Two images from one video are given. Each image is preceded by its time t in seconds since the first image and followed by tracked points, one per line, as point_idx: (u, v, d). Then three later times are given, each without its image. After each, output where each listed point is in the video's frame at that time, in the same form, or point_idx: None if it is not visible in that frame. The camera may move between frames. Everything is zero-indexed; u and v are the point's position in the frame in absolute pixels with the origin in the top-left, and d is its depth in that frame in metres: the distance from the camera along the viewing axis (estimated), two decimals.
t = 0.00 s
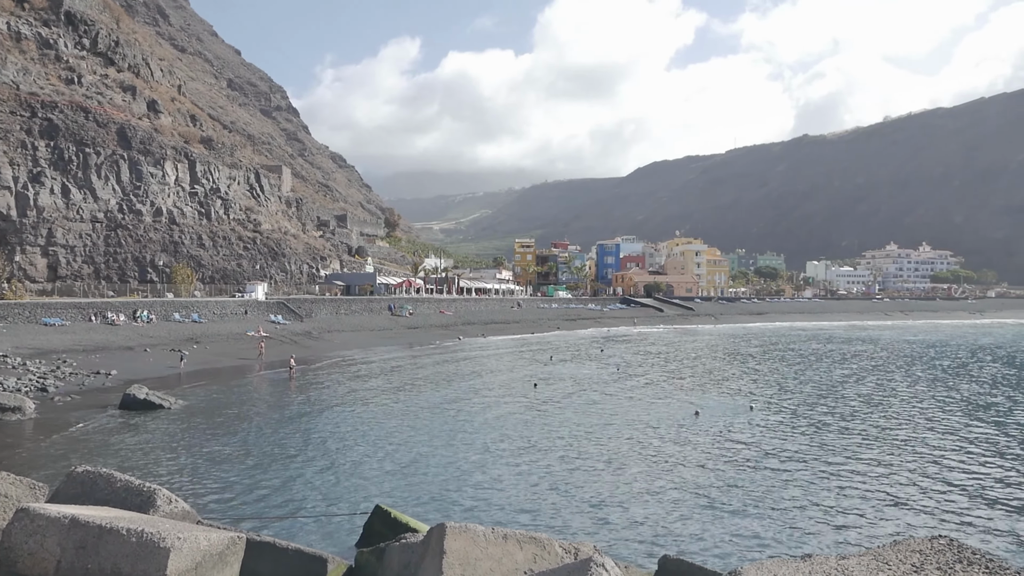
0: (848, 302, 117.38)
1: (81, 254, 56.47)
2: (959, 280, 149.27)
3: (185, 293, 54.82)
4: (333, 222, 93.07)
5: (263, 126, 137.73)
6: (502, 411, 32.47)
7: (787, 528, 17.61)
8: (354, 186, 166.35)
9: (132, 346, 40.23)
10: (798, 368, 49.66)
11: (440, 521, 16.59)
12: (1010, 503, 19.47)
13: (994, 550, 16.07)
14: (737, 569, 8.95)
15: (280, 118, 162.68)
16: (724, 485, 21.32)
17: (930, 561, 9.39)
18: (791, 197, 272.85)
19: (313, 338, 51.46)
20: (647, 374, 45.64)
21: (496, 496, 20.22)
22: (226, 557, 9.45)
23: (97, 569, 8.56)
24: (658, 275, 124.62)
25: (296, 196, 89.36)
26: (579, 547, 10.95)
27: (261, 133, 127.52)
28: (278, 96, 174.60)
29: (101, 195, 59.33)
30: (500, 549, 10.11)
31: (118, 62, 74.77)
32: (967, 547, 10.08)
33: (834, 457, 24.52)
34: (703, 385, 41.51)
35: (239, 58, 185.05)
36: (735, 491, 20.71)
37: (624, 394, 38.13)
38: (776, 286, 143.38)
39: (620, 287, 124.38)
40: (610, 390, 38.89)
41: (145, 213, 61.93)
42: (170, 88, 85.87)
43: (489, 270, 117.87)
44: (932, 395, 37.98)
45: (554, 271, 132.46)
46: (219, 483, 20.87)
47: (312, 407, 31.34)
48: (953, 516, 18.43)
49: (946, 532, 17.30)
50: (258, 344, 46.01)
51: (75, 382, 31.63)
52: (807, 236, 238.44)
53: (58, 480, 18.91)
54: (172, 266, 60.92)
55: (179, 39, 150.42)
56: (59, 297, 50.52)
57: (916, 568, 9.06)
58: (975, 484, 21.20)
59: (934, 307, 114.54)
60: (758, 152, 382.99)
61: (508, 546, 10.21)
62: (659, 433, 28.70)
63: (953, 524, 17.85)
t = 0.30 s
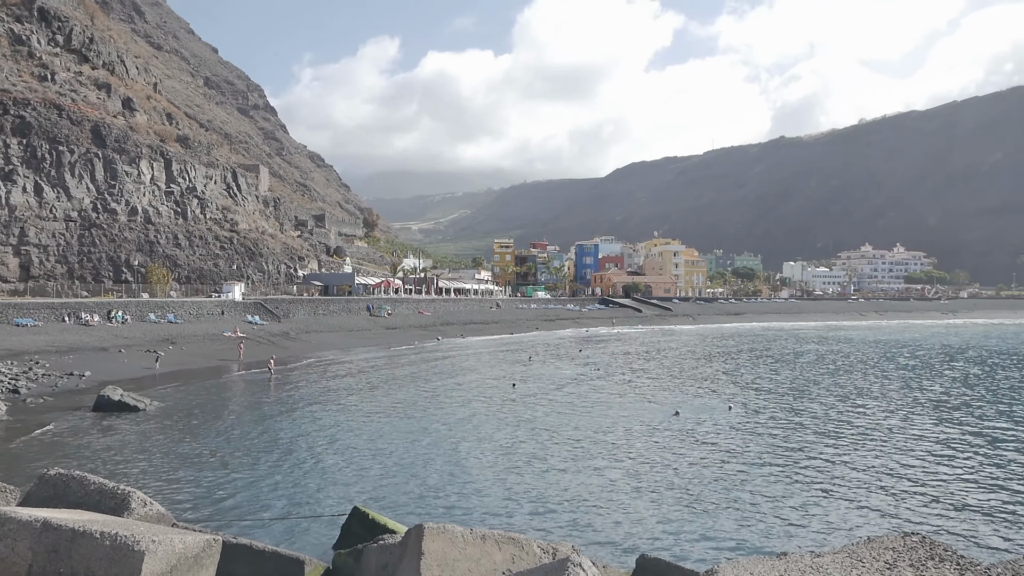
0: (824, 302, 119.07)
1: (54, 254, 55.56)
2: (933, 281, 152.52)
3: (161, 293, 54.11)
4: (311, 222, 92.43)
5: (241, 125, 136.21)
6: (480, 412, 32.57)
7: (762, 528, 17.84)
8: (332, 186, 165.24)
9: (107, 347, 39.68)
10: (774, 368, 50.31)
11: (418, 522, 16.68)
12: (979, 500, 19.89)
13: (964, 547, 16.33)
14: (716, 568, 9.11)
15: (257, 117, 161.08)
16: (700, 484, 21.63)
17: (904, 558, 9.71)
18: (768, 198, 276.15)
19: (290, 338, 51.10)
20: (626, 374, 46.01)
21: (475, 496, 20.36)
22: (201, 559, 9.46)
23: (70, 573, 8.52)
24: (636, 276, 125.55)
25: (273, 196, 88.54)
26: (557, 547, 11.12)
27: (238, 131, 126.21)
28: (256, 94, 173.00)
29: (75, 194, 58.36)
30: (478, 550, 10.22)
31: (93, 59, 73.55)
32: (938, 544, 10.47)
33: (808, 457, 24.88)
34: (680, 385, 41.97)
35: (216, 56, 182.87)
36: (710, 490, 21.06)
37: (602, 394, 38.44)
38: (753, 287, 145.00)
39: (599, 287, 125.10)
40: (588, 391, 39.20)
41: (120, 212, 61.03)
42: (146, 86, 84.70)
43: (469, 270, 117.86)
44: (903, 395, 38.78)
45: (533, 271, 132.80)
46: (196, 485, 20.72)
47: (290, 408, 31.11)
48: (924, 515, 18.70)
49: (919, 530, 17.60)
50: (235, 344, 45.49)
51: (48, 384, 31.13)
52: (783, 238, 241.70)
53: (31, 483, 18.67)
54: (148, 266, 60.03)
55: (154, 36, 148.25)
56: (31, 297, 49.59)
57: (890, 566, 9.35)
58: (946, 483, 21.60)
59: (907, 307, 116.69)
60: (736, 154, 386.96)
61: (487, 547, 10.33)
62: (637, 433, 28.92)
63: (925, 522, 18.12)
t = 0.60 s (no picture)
0: (799, 302, 120.89)
1: (25, 254, 54.69)
2: (905, 281, 156.65)
3: (135, 294, 53.37)
4: (288, 222, 91.74)
5: (216, 124, 134.65)
6: (458, 412, 32.67)
7: (737, 526, 18.17)
8: (308, 186, 163.98)
9: (80, 348, 39.13)
10: (748, 368, 51.11)
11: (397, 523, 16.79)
12: (950, 497, 20.43)
13: (937, 543, 16.75)
14: (694, 567, 9.35)
15: (233, 116, 159.32)
16: (675, 483, 21.98)
17: (877, 555, 10.09)
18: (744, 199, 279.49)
19: (267, 339, 50.75)
20: (603, 374, 46.40)
21: (453, 496, 20.51)
22: (176, 563, 9.53)
23: None
24: (614, 276, 126.46)
25: (249, 196, 87.69)
26: (536, 547, 11.33)
27: (213, 131, 124.75)
28: (232, 93, 171.12)
29: (47, 193, 57.38)
30: (456, 551, 10.37)
31: (65, 57, 72.27)
32: (910, 542, 10.91)
33: (783, 455, 25.34)
34: (656, 384, 42.54)
35: (191, 55, 180.57)
36: (686, 489, 21.40)
37: (580, 394, 38.76)
38: (730, 287, 146.59)
39: (576, 287, 125.79)
40: (566, 391, 39.51)
41: (93, 212, 60.08)
42: (119, 84, 83.45)
43: (447, 271, 117.79)
44: (872, 393, 39.69)
45: (511, 271, 133.05)
46: (171, 488, 20.60)
47: (266, 410, 30.98)
48: (899, 511, 19.16)
49: (894, 527, 18.02)
50: (210, 346, 45.07)
51: (19, 386, 30.64)
52: (758, 238, 245.06)
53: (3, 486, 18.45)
54: (121, 266, 59.11)
55: (128, 34, 145.97)
56: None
57: (863, 562, 9.69)
58: (916, 480, 22.17)
59: (879, 307, 118.95)
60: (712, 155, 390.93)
61: (465, 548, 10.49)
62: (613, 433, 29.26)
63: (898, 519, 18.58)
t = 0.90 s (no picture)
0: (774, 302, 122.69)
1: None
2: (878, 280, 160.66)
3: (107, 295, 52.55)
4: (263, 222, 90.84)
5: (190, 122, 132.94)
6: (436, 413, 32.72)
7: (711, 526, 18.42)
8: (284, 185, 162.46)
9: (50, 350, 38.44)
10: (723, 367, 51.77)
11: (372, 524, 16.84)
12: (921, 494, 20.91)
13: (908, 539, 17.14)
14: (669, 565, 9.44)
15: (207, 115, 157.31)
16: (651, 483, 22.25)
17: (849, 551, 10.33)
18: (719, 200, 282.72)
19: (242, 340, 50.23)
20: (580, 374, 46.75)
21: (431, 497, 20.57)
22: (149, 566, 9.54)
23: None
24: (590, 276, 127.24)
25: (224, 195, 86.65)
26: (512, 547, 11.48)
27: (187, 129, 123.07)
28: (206, 92, 169.03)
29: (17, 192, 56.28)
30: (432, 551, 10.50)
31: (35, 53, 70.85)
32: (881, 538, 11.15)
33: (758, 455, 25.73)
34: (632, 384, 42.97)
35: (165, 53, 178.00)
36: (662, 489, 21.65)
37: (557, 393, 39.07)
38: (706, 287, 148.18)
39: (553, 287, 126.30)
40: (543, 391, 39.76)
41: (65, 211, 59.01)
42: (91, 82, 82.02)
43: (424, 271, 117.56)
44: (843, 392, 40.43)
45: (488, 271, 133.08)
46: (145, 491, 20.38)
47: (242, 411, 30.73)
48: (872, 510, 19.55)
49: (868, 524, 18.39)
50: (185, 346, 44.55)
51: None
52: (734, 239, 248.12)
53: None
54: (94, 266, 58.12)
55: (99, 31, 143.38)
56: None
57: (836, 558, 9.89)
58: (888, 479, 22.64)
59: (851, 307, 121.12)
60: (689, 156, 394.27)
61: (440, 549, 10.63)
62: (590, 432, 29.49)
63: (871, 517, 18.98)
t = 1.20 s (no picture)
0: (749, 302, 124.49)
1: None
2: (852, 281, 163.89)
3: (79, 296, 51.72)
4: (238, 221, 89.98)
5: (164, 121, 131.23)
6: (413, 414, 32.76)
7: (687, 525, 18.70)
8: (259, 184, 160.90)
9: (20, 351, 37.77)
10: (698, 367, 52.46)
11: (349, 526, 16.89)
12: (893, 493, 21.41)
13: (880, 537, 17.59)
14: (644, 565, 9.47)
15: (182, 114, 155.32)
16: (627, 483, 22.55)
17: (822, 550, 10.65)
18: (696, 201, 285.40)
19: (217, 341, 49.76)
20: (558, 374, 47.09)
21: (409, 498, 20.65)
22: (124, 568, 9.57)
23: None
24: (567, 277, 127.94)
25: (198, 195, 85.64)
26: (488, 547, 11.67)
27: (162, 128, 121.45)
28: (181, 90, 166.89)
29: None
30: (409, 552, 10.63)
31: (6, 50, 69.43)
32: (852, 536, 11.56)
33: (734, 455, 26.07)
34: (607, 384, 43.42)
35: (139, 51, 175.39)
36: (638, 489, 21.91)
37: (534, 394, 39.34)
38: (682, 287, 149.71)
39: (530, 288, 126.74)
40: (520, 391, 39.97)
41: (36, 211, 58.02)
42: (62, 79, 80.61)
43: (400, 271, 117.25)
44: (814, 392, 41.17)
45: (466, 272, 133.04)
46: (120, 494, 20.24)
47: (217, 414, 30.47)
48: (849, 509, 19.94)
49: (844, 524, 18.76)
50: (159, 347, 44.05)
51: None
52: (711, 240, 250.88)
53: None
54: (66, 267, 57.23)
55: (71, 27, 140.83)
56: None
57: (810, 557, 10.17)
58: (865, 478, 23.07)
59: (825, 307, 123.27)
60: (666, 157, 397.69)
61: (417, 550, 10.77)
62: (566, 433, 29.73)
63: (848, 515, 19.35)
